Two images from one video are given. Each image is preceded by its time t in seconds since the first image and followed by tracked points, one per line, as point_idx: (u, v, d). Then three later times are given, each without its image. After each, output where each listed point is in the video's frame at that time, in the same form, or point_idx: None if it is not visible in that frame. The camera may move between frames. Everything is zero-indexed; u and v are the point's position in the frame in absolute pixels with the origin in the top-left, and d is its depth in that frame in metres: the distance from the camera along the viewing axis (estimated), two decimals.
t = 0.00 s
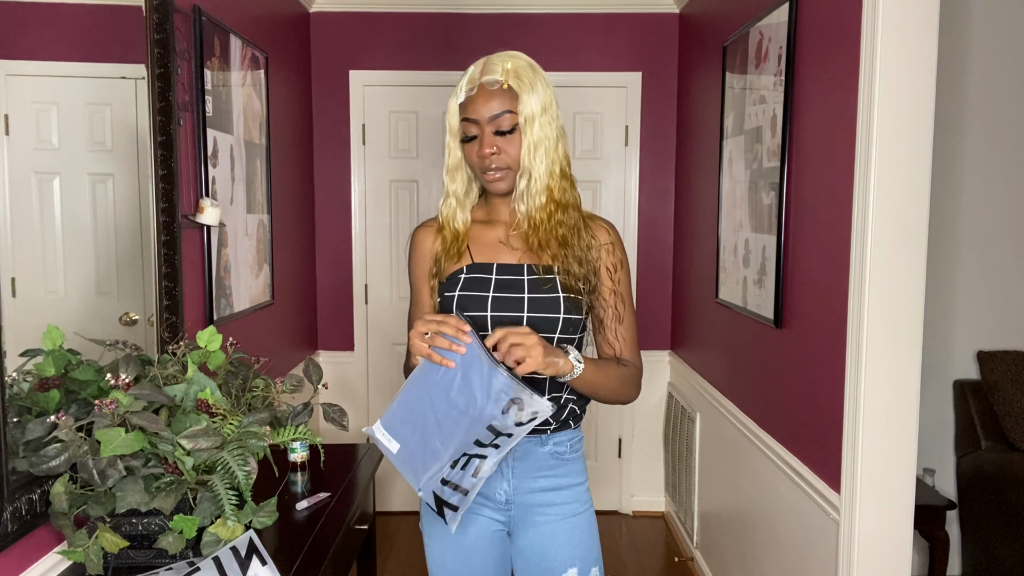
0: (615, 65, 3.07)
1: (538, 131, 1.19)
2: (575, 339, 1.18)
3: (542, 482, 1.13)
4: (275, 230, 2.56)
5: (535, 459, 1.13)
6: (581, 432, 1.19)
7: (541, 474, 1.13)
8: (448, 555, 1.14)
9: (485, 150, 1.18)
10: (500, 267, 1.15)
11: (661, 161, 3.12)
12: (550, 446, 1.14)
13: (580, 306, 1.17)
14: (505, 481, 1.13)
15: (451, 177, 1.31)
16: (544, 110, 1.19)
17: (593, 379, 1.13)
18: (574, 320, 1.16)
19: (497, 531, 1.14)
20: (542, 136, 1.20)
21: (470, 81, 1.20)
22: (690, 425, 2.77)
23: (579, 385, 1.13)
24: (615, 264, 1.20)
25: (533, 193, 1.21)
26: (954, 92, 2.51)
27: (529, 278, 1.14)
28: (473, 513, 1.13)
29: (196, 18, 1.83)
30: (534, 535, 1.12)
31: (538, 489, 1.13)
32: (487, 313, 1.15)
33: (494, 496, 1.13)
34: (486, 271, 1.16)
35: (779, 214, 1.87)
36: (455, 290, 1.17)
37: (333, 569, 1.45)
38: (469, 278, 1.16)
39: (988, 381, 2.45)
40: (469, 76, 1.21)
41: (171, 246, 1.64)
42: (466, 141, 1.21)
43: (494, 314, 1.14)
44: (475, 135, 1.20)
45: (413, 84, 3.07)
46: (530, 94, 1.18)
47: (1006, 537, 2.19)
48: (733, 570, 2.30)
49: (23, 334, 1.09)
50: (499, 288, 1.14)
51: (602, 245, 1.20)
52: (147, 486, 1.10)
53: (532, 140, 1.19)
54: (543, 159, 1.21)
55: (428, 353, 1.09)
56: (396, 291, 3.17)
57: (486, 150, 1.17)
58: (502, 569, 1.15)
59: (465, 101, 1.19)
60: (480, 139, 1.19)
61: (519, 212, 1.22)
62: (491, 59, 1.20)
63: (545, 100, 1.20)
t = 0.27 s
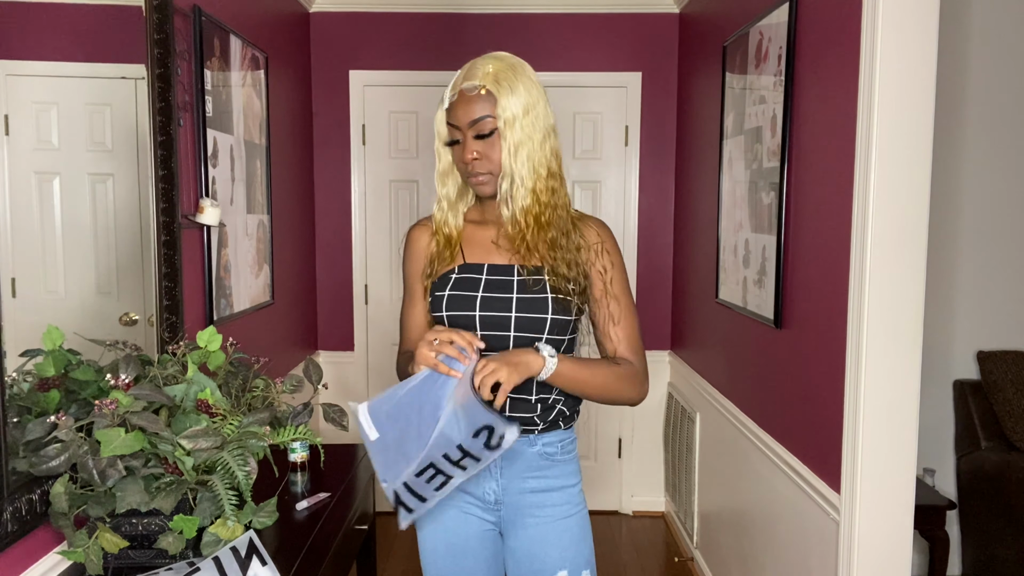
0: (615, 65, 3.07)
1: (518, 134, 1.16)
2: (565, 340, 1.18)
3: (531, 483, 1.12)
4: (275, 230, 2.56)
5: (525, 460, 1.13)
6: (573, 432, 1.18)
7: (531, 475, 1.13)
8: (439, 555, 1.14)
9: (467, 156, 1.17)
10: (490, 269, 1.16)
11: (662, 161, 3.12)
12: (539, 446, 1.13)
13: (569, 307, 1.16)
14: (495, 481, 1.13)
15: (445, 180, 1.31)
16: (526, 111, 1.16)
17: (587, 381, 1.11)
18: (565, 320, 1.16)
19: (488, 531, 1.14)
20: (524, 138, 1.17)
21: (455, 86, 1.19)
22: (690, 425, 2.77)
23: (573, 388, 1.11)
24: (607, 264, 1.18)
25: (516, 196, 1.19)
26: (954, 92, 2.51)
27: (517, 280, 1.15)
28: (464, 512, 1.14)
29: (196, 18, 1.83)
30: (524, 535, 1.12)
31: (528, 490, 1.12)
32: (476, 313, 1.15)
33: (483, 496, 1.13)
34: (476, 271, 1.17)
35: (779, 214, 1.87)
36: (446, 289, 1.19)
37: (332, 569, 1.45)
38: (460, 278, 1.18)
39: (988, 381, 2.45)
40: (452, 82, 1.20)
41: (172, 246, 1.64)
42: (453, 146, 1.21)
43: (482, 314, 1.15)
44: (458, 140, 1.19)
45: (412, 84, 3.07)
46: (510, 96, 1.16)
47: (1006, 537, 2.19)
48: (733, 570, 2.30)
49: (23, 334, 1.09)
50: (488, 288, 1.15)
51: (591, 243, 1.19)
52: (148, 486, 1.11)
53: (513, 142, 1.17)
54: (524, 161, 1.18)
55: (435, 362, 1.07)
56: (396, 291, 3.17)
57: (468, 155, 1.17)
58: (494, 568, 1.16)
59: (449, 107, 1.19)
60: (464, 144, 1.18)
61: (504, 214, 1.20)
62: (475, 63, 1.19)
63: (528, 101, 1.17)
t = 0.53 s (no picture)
0: (615, 65, 3.07)
1: (503, 135, 1.17)
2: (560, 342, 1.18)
3: (530, 483, 1.12)
4: (275, 230, 2.56)
5: (524, 461, 1.12)
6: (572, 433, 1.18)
7: (530, 476, 1.12)
8: (439, 555, 1.14)
9: (454, 156, 1.20)
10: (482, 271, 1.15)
11: (661, 161, 3.12)
12: (537, 446, 1.13)
13: (561, 306, 1.15)
14: (494, 481, 1.13)
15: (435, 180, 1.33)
16: (510, 112, 1.17)
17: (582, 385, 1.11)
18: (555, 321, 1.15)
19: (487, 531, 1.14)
20: (508, 138, 1.17)
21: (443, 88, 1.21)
22: (690, 425, 2.77)
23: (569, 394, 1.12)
24: (602, 260, 1.16)
25: (495, 196, 1.19)
26: (954, 92, 2.51)
27: (511, 280, 1.14)
28: (464, 513, 1.14)
29: (196, 18, 1.83)
30: (523, 536, 1.12)
31: (527, 491, 1.12)
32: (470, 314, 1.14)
33: (482, 496, 1.13)
34: (470, 272, 1.16)
35: (779, 214, 1.87)
36: (440, 290, 1.17)
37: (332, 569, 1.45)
38: (453, 280, 1.16)
39: (988, 381, 2.45)
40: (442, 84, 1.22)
41: (171, 246, 1.64)
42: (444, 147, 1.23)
43: (475, 315, 1.14)
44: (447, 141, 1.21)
45: (412, 84, 3.07)
46: (495, 97, 1.16)
47: (1006, 537, 2.19)
48: (733, 571, 2.30)
49: (23, 334, 1.09)
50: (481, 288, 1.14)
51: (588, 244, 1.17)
52: (148, 487, 1.11)
53: (496, 143, 1.17)
54: (508, 161, 1.18)
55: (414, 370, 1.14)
56: (396, 291, 3.17)
57: (455, 156, 1.19)
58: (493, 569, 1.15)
59: (437, 108, 1.21)
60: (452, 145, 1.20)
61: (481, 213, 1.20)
62: (463, 65, 1.20)
63: (514, 102, 1.18)
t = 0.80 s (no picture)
0: (615, 65, 3.07)
1: (507, 130, 1.17)
2: (562, 341, 1.17)
3: (531, 481, 1.12)
4: (275, 230, 2.56)
5: (524, 458, 1.13)
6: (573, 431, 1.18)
7: (531, 474, 1.12)
8: (440, 553, 1.14)
9: (458, 151, 1.19)
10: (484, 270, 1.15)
11: (662, 161, 3.12)
12: (538, 445, 1.13)
13: (561, 305, 1.15)
14: (494, 479, 1.13)
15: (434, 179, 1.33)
16: (515, 107, 1.17)
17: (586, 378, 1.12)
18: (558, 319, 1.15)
19: (488, 530, 1.14)
20: (512, 134, 1.18)
21: (446, 84, 1.21)
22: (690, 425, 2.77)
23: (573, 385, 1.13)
24: (599, 256, 1.17)
25: (501, 191, 1.19)
26: (955, 93, 2.51)
27: (512, 280, 1.13)
28: (465, 512, 1.14)
29: (196, 18, 1.83)
30: (524, 534, 1.12)
31: (528, 489, 1.12)
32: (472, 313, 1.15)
33: (483, 495, 1.13)
34: (470, 273, 1.16)
35: (779, 214, 1.87)
36: (440, 292, 1.18)
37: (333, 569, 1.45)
38: (455, 279, 1.16)
39: (988, 381, 2.45)
40: (445, 81, 1.23)
41: (171, 246, 1.63)
42: (445, 143, 1.23)
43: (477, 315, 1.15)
44: (450, 137, 1.21)
45: (412, 84, 3.07)
46: (500, 93, 1.17)
47: (1006, 537, 2.19)
48: (733, 571, 2.30)
49: (23, 334, 1.09)
50: (482, 289, 1.15)
51: (588, 240, 1.18)
52: (148, 486, 1.11)
53: (502, 137, 1.17)
54: (513, 157, 1.19)
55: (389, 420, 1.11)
56: (396, 291, 3.17)
57: (458, 151, 1.18)
58: (494, 567, 1.16)
59: (440, 104, 1.21)
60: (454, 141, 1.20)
61: (487, 209, 1.20)
62: (466, 62, 1.20)
63: (518, 98, 1.18)
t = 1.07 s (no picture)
0: (615, 65, 3.07)
1: (513, 129, 1.18)
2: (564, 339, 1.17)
3: (533, 479, 1.12)
4: (275, 230, 2.56)
5: (526, 457, 1.13)
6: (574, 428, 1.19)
7: (533, 472, 1.13)
8: (441, 552, 1.14)
9: (463, 150, 1.19)
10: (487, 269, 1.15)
11: (661, 161, 3.12)
12: (540, 443, 1.13)
13: (564, 305, 1.15)
14: (496, 477, 1.13)
15: (435, 178, 1.33)
16: (520, 107, 1.18)
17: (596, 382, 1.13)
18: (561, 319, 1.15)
19: (489, 528, 1.14)
20: (517, 134, 1.19)
21: (451, 82, 1.21)
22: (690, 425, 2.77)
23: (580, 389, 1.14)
24: (600, 255, 1.18)
25: (507, 191, 1.20)
26: (955, 92, 2.51)
27: (516, 280, 1.13)
28: (466, 511, 1.14)
29: (196, 18, 1.83)
30: (526, 532, 1.12)
31: (529, 487, 1.12)
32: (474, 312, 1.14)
33: (485, 493, 1.13)
34: (472, 272, 1.15)
35: (779, 214, 1.87)
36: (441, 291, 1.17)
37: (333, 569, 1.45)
38: (457, 278, 1.16)
39: (988, 381, 2.45)
40: (449, 79, 1.23)
41: (170, 247, 1.63)
42: (448, 142, 1.23)
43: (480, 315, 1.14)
44: (454, 135, 1.21)
45: (412, 84, 3.06)
46: (506, 92, 1.18)
47: (1006, 537, 2.19)
48: (733, 570, 2.30)
49: (23, 334, 1.09)
50: (485, 288, 1.14)
51: (590, 241, 1.18)
52: (147, 486, 1.11)
53: (508, 137, 1.18)
54: (520, 157, 1.19)
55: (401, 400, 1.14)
56: (396, 290, 3.17)
57: (463, 149, 1.19)
58: (495, 565, 1.15)
59: (444, 103, 1.21)
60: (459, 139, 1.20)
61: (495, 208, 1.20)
62: (471, 61, 1.21)
63: (523, 98, 1.19)
